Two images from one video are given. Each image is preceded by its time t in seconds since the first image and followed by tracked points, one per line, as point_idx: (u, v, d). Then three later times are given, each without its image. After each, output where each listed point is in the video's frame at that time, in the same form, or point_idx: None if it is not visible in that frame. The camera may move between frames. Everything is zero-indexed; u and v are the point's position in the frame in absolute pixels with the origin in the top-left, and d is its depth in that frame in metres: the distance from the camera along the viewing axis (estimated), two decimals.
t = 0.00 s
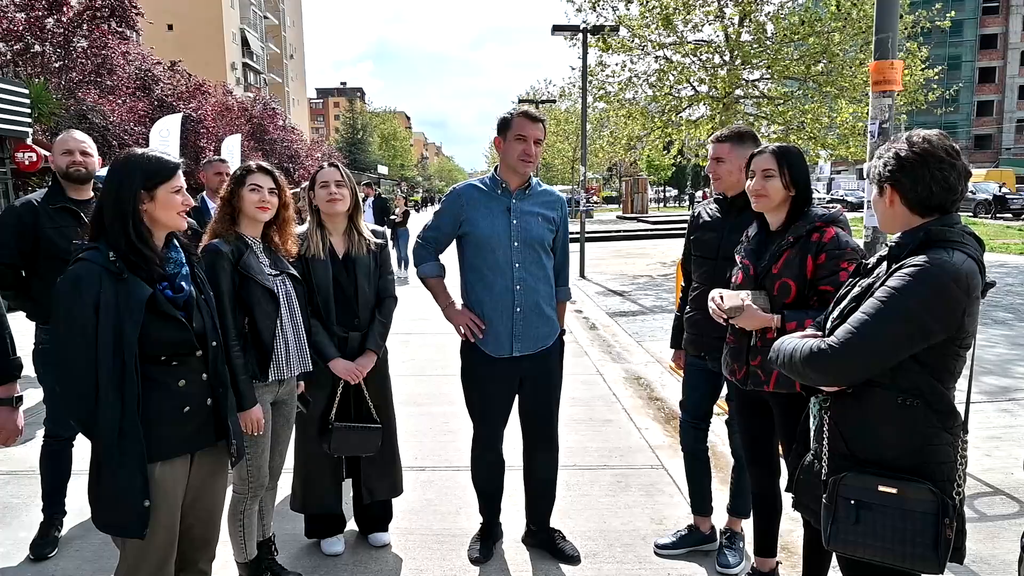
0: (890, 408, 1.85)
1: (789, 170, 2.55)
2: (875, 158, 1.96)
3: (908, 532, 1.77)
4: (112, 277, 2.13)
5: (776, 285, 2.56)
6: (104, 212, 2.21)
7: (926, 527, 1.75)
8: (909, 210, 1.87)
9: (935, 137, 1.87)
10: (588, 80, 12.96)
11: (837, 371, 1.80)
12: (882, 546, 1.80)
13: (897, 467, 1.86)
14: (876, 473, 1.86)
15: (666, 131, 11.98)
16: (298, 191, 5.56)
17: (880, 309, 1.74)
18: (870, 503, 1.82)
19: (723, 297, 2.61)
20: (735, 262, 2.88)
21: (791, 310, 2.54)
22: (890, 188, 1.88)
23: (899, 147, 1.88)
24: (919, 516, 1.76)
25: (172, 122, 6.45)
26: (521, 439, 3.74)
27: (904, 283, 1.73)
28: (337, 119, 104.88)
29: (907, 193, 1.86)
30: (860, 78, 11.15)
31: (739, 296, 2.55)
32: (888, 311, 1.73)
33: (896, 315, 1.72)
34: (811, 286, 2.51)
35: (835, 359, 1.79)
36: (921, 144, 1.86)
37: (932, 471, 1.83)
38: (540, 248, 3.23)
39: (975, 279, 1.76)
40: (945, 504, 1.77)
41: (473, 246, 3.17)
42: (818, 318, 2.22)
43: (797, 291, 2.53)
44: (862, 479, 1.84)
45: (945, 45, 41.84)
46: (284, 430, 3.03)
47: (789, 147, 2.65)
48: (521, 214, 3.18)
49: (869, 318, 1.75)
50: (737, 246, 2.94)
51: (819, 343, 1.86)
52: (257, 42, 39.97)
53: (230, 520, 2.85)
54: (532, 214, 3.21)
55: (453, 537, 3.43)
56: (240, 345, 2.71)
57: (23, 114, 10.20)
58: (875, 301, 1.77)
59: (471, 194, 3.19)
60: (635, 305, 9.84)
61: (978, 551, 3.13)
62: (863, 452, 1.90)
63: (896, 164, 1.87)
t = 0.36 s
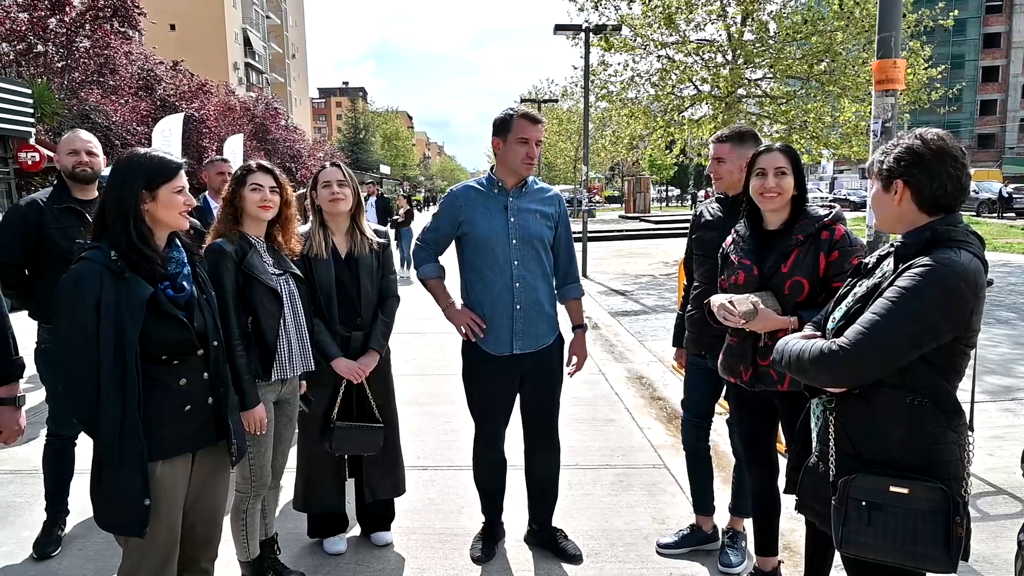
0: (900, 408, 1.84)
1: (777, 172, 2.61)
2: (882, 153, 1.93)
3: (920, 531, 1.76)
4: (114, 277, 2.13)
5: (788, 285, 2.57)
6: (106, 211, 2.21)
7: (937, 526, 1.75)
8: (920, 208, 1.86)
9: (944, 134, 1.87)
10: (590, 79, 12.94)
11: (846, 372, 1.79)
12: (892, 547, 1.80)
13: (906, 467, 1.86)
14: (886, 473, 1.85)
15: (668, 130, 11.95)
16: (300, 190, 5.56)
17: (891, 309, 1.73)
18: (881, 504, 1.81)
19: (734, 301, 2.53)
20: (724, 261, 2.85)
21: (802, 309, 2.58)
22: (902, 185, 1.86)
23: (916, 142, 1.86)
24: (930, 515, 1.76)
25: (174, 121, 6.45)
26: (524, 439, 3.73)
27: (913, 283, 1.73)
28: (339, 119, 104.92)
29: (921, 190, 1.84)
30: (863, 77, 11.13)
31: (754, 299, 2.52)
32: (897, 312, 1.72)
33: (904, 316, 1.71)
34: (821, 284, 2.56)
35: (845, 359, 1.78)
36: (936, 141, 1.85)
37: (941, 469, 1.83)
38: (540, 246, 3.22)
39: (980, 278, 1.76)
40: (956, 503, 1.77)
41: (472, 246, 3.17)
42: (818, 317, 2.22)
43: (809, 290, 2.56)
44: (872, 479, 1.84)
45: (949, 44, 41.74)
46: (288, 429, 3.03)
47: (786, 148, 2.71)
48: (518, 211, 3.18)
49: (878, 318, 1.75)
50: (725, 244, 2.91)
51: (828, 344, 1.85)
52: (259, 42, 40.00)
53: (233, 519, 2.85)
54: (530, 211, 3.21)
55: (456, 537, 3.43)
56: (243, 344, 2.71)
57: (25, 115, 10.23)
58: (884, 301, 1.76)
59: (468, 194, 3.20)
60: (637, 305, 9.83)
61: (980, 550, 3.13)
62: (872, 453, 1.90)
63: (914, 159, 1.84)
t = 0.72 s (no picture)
0: (896, 406, 1.84)
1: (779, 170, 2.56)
2: (877, 152, 1.93)
3: (918, 528, 1.77)
4: (109, 275, 2.12)
5: (776, 283, 2.58)
6: (101, 211, 2.21)
7: (936, 523, 1.76)
8: (915, 207, 1.86)
9: (938, 134, 1.88)
10: (591, 79, 12.94)
11: (844, 372, 1.78)
12: (892, 545, 1.80)
13: (903, 465, 1.86)
14: (884, 471, 1.85)
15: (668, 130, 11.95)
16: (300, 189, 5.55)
17: (888, 309, 1.73)
18: (880, 502, 1.81)
19: (722, 298, 2.56)
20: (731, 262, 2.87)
21: (789, 308, 2.57)
22: (897, 183, 1.85)
23: (912, 142, 1.87)
24: (929, 512, 1.77)
25: (173, 120, 6.43)
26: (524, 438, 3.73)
27: (909, 282, 1.73)
28: (337, 118, 104.74)
29: (917, 189, 1.84)
30: (862, 77, 11.15)
31: (741, 296, 2.53)
32: (893, 311, 1.72)
33: (901, 315, 1.71)
34: (808, 284, 2.54)
35: (842, 360, 1.78)
36: (931, 141, 1.86)
37: (937, 466, 1.84)
38: (539, 245, 3.22)
39: (975, 276, 1.76)
40: (953, 499, 1.77)
41: (471, 245, 3.17)
42: (814, 316, 2.20)
43: (795, 289, 2.55)
44: (871, 479, 1.84)
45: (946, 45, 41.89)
46: (287, 430, 3.02)
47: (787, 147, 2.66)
48: (518, 211, 3.17)
49: (875, 318, 1.75)
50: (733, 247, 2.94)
51: (825, 344, 1.85)
52: (258, 41, 39.93)
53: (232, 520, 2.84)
54: (529, 211, 3.20)
55: (456, 536, 3.42)
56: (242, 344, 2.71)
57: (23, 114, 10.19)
58: (882, 301, 1.76)
59: (468, 193, 3.20)
60: (637, 304, 9.83)
61: (979, 548, 3.13)
62: (870, 451, 1.89)
63: (910, 158, 1.84)
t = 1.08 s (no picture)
0: (889, 405, 1.84)
1: (777, 171, 2.55)
2: (868, 152, 1.94)
3: (911, 527, 1.77)
4: (107, 276, 2.12)
5: (765, 284, 2.60)
6: (100, 211, 2.21)
7: (929, 522, 1.76)
8: (906, 208, 1.86)
9: (929, 133, 1.88)
10: (591, 78, 12.95)
11: (835, 372, 1.78)
12: (885, 544, 1.80)
13: (895, 464, 1.86)
14: (876, 470, 1.85)
15: (669, 129, 11.94)
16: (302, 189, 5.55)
17: (878, 309, 1.73)
18: (872, 501, 1.81)
19: (716, 296, 2.66)
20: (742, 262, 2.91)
21: (776, 309, 2.57)
22: (887, 184, 1.86)
23: (903, 141, 1.87)
24: (922, 510, 1.77)
25: (173, 120, 6.43)
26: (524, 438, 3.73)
27: (899, 282, 1.73)
28: (337, 117, 104.70)
29: (908, 189, 1.84)
30: (863, 77, 11.16)
31: (729, 295, 2.60)
32: (883, 312, 1.72)
33: (889, 315, 1.71)
34: (793, 285, 2.53)
35: (833, 359, 1.78)
36: (923, 141, 1.86)
37: (929, 464, 1.84)
38: (543, 245, 3.22)
39: (966, 276, 1.76)
40: (946, 498, 1.78)
41: (471, 244, 3.17)
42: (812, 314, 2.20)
43: (781, 291, 2.55)
44: (863, 478, 1.84)
45: (947, 44, 41.93)
46: (288, 430, 3.02)
47: (793, 145, 2.62)
48: (519, 210, 3.17)
49: (865, 318, 1.74)
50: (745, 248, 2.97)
51: (817, 344, 1.85)
52: (258, 41, 39.93)
53: (234, 520, 2.84)
54: (530, 210, 3.20)
55: (458, 536, 3.42)
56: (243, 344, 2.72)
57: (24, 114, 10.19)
58: (872, 301, 1.76)
59: (469, 191, 3.20)
60: (638, 304, 9.83)
61: (979, 548, 3.14)
62: (862, 450, 1.90)
63: (901, 158, 1.85)
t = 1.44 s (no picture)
0: (881, 405, 1.84)
1: (777, 170, 2.56)
2: (854, 152, 1.93)
3: (904, 526, 1.77)
4: (112, 275, 2.12)
5: (763, 284, 2.61)
6: (103, 211, 2.21)
7: (923, 521, 1.76)
8: (894, 207, 1.85)
9: (914, 131, 1.88)
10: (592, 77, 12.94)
11: (828, 372, 1.78)
12: (879, 544, 1.79)
13: (888, 463, 1.86)
14: (869, 470, 1.85)
15: (670, 128, 11.88)
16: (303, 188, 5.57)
17: (868, 310, 1.73)
18: (866, 500, 1.81)
19: (719, 295, 2.66)
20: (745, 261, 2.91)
21: (774, 310, 2.58)
22: (874, 184, 1.86)
23: (887, 141, 1.86)
24: (915, 509, 1.76)
25: (174, 119, 6.43)
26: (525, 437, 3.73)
27: (887, 283, 1.72)
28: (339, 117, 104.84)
29: (894, 189, 1.84)
30: (864, 75, 11.14)
31: (730, 294, 2.59)
32: (875, 312, 1.71)
33: (882, 315, 1.71)
34: (791, 287, 2.53)
35: (826, 359, 1.77)
36: (908, 139, 1.86)
37: (922, 464, 1.84)
38: (545, 245, 3.23)
39: (958, 274, 1.76)
40: (939, 497, 1.77)
41: (473, 243, 3.17)
42: (804, 316, 2.20)
43: (779, 292, 2.55)
44: (856, 478, 1.83)
45: (950, 42, 41.86)
46: (288, 429, 3.03)
47: (794, 143, 2.63)
48: (521, 210, 3.18)
49: (856, 318, 1.74)
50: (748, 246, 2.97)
51: (809, 345, 1.84)
52: (260, 40, 39.97)
53: (235, 519, 2.85)
54: (533, 210, 3.20)
55: (458, 535, 3.43)
56: (245, 343, 2.72)
57: (26, 114, 10.22)
58: (861, 301, 1.75)
59: (471, 190, 3.18)
60: (639, 303, 9.83)
61: (981, 547, 3.13)
62: (856, 450, 1.89)
63: (887, 158, 1.84)
